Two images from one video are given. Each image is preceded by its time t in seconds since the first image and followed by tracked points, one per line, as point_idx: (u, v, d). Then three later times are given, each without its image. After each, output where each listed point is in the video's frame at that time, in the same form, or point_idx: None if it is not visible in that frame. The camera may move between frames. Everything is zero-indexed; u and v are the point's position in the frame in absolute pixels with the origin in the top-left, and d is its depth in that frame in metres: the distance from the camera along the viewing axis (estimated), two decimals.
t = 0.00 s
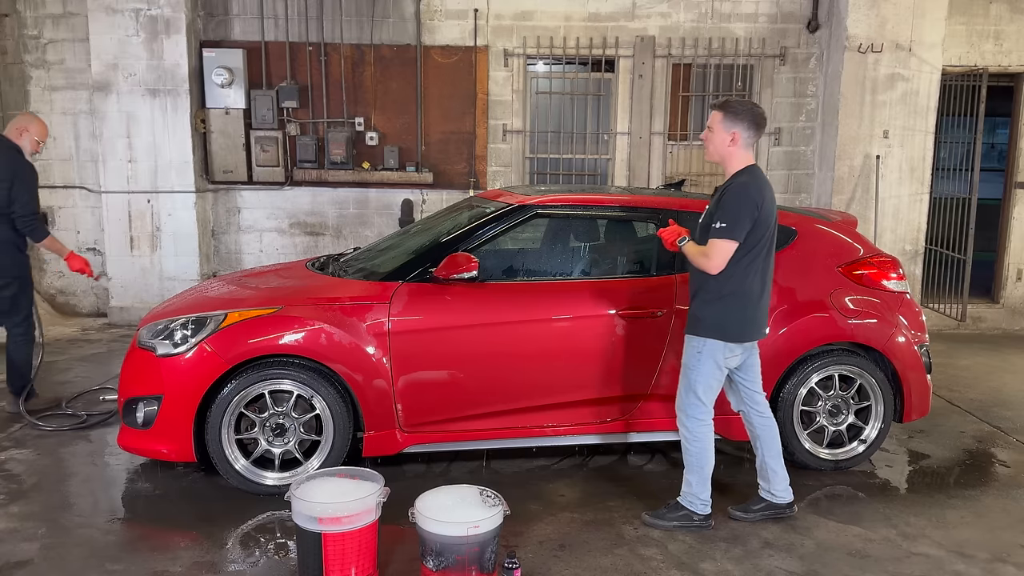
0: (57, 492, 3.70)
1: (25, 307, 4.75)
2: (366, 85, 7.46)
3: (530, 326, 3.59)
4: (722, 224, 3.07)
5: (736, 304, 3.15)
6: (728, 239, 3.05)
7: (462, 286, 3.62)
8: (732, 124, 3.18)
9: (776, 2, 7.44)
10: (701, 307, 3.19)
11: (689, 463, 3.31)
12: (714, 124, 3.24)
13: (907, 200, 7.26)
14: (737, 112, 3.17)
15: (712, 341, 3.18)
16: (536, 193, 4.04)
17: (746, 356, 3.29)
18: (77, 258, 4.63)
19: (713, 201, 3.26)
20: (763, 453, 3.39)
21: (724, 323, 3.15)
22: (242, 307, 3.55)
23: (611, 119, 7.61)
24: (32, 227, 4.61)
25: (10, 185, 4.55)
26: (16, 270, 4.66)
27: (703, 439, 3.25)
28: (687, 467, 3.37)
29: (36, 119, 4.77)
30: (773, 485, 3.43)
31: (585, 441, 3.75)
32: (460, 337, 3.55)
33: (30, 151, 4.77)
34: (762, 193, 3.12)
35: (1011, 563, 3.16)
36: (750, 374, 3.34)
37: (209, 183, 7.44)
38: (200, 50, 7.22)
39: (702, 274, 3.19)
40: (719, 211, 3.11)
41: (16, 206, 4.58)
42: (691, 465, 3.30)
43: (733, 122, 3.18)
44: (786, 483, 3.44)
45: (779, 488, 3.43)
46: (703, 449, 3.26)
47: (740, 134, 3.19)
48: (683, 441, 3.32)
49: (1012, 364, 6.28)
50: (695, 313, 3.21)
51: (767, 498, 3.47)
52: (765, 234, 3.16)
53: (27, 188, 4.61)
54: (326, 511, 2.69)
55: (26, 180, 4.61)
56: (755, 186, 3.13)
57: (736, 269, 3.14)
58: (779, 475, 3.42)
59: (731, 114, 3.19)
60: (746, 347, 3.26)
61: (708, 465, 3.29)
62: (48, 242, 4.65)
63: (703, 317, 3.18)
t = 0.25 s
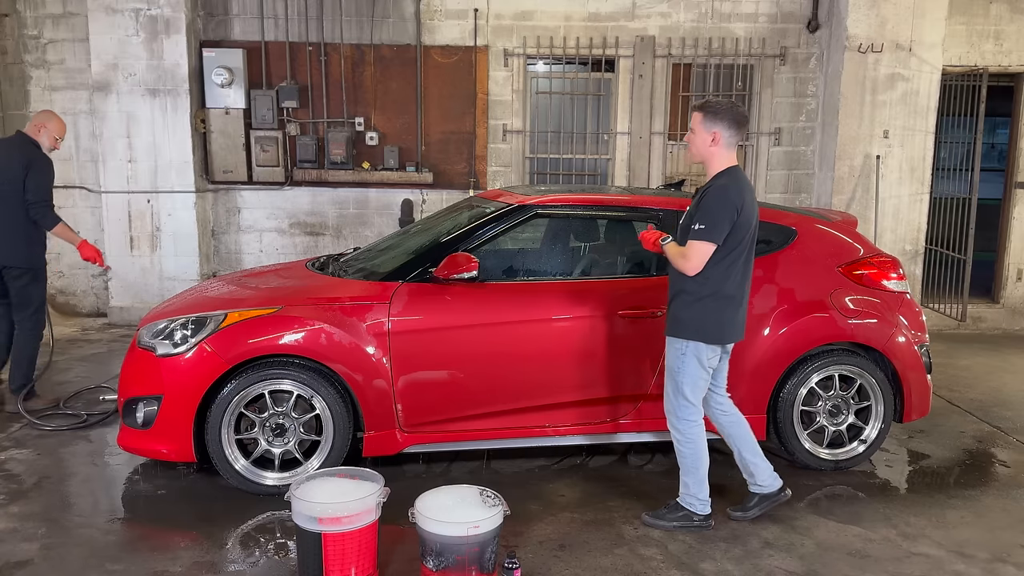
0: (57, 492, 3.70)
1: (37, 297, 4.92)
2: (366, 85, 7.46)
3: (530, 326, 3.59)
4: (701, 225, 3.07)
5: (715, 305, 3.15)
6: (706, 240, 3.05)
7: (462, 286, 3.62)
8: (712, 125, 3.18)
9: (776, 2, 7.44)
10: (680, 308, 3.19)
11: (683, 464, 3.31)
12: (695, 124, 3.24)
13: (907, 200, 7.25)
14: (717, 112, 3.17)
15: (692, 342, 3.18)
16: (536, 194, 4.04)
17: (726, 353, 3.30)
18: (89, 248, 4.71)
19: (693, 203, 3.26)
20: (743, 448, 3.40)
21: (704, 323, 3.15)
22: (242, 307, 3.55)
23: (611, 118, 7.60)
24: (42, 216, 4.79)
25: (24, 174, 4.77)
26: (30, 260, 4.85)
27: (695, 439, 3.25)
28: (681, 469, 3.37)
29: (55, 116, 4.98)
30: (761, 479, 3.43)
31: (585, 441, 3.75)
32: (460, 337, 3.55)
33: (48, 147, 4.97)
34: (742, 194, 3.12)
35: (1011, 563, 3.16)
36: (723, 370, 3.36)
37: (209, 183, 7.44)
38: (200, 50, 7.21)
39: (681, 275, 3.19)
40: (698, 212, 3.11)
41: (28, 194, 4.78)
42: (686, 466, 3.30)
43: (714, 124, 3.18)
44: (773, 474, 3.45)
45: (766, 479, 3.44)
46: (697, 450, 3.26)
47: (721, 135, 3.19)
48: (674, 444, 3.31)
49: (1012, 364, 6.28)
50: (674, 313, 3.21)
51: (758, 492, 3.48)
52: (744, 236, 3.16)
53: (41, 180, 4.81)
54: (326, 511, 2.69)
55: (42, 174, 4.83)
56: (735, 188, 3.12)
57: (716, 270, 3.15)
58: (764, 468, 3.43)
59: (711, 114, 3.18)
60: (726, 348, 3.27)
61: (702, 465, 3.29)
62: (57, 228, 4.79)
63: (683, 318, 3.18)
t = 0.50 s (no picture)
0: (57, 492, 3.70)
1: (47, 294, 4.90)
2: (366, 85, 7.46)
3: (530, 326, 3.59)
4: (697, 226, 3.07)
5: (710, 306, 3.15)
6: (703, 242, 3.05)
7: (462, 286, 3.62)
8: (708, 127, 3.18)
9: (776, 2, 7.44)
10: (674, 309, 3.19)
11: (681, 464, 3.32)
12: (689, 125, 3.24)
13: (907, 200, 7.25)
14: (711, 113, 3.17)
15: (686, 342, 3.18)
16: (536, 194, 4.04)
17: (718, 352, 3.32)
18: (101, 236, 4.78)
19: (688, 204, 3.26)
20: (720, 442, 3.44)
21: (698, 325, 3.15)
22: (242, 307, 3.55)
23: (611, 118, 7.61)
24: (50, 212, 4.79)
25: (27, 173, 4.75)
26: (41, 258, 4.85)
27: (692, 438, 3.26)
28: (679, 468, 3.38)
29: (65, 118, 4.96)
30: (737, 472, 3.49)
31: (585, 441, 3.75)
32: (460, 337, 3.55)
33: (58, 148, 4.96)
34: (737, 197, 3.12)
35: (1011, 563, 3.16)
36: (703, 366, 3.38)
37: (209, 183, 7.44)
38: (200, 50, 7.21)
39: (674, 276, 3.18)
40: (695, 213, 3.10)
41: (32, 192, 4.76)
42: (684, 466, 3.31)
43: (710, 126, 3.18)
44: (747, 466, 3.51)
45: (743, 472, 3.49)
46: (694, 449, 3.27)
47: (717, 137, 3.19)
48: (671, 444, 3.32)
49: (1012, 365, 6.28)
50: (667, 314, 3.21)
51: (735, 485, 3.52)
52: (739, 238, 3.16)
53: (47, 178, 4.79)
54: (326, 511, 2.69)
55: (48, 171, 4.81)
56: (730, 189, 3.13)
57: (710, 271, 3.15)
58: (739, 460, 3.48)
59: (706, 115, 3.19)
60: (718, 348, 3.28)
61: (699, 464, 3.30)
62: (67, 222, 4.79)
63: (677, 319, 3.17)
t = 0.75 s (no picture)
0: (57, 492, 3.70)
1: (68, 288, 5.17)
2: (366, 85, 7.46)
3: (530, 326, 3.58)
4: (714, 224, 3.06)
5: (723, 303, 3.16)
6: (720, 240, 3.04)
7: (462, 286, 3.62)
8: (720, 125, 3.18)
9: (776, 2, 7.43)
10: (686, 305, 3.18)
11: (683, 462, 3.32)
12: (700, 122, 3.24)
13: (907, 200, 7.25)
14: (721, 110, 3.17)
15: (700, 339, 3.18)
16: (536, 193, 4.04)
17: (726, 350, 3.33)
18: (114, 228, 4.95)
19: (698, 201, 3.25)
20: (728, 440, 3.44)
21: (711, 322, 3.15)
22: (242, 307, 3.55)
23: (611, 118, 7.60)
24: (61, 211, 4.99)
25: (34, 173, 4.95)
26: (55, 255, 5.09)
27: (696, 436, 3.27)
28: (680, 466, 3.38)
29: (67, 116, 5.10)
30: (742, 473, 3.49)
31: (586, 441, 3.75)
32: (460, 337, 3.55)
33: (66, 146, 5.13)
34: (750, 194, 3.13)
35: (1011, 563, 3.16)
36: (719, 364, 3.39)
37: (209, 183, 7.44)
38: (200, 50, 7.21)
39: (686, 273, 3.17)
40: (710, 211, 3.09)
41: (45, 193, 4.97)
42: (686, 463, 3.31)
43: (722, 123, 3.17)
44: (753, 468, 3.51)
45: (747, 474, 3.50)
46: (697, 447, 3.27)
47: (728, 134, 3.19)
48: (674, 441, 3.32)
49: (1012, 364, 6.28)
50: (678, 311, 3.20)
51: (739, 485, 3.53)
52: (750, 235, 3.17)
53: (56, 178, 4.98)
54: (326, 511, 2.69)
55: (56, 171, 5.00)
56: (744, 187, 3.14)
57: (723, 269, 3.15)
58: (745, 462, 3.48)
59: (718, 112, 3.18)
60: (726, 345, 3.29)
61: (702, 462, 3.30)
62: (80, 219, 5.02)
63: (688, 316, 3.17)
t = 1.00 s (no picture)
0: (56, 493, 3.70)
1: (84, 280, 5.36)
2: (366, 85, 7.46)
3: (530, 326, 3.58)
4: (733, 223, 3.06)
5: (741, 302, 3.16)
6: (739, 239, 3.05)
7: (462, 286, 3.62)
8: (735, 124, 3.18)
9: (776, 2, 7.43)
10: (705, 305, 3.17)
11: (696, 461, 3.32)
12: (714, 121, 3.24)
13: (907, 200, 7.25)
14: (735, 109, 3.18)
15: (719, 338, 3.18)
16: (536, 193, 4.04)
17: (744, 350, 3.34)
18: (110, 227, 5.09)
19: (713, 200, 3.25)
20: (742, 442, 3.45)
21: (729, 321, 3.15)
22: (242, 307, 3.55)
23: (611, 118, 7.60)
24: (61, 207, 5.16)
25: (42, 168, 5.17)
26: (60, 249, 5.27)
27: (714, 438, 3.27)
28: (691, 466, 3.37)
29: (72, 111, 5.29)
30: (749, 477, 3.51)
31: (586, 441, 3.75)
32: (460, 337, 3.55)
33: (78, 139, 5.33)
34: (766, 193, 3.14)
35: (1011, 563, 3.16)
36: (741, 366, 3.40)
37: (209, 183, 7.44)
38: (200, 50, 7.21)
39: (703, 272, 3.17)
40: (727, 210, 3.10)
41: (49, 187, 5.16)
42: (699, 463, 3.31)
43: (737, 122, 3.18)
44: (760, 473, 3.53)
45: (755, 480, 3.51)
46: (714, 448, 3.27)
47: (742, 133, 3.19)
48: (691, 440, 3.31)
49: (1012, 364, 6.28)
50: (696, 310, 3.19)
51: (743, 489, 3.54)
52: (765, 233, 3.18)
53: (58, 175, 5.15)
54: (326, 511, 2.69)
55: (60, 168, 5.17)
56: (761, 186, 3.14)
57: (741, 267, 3.15)
58: (755, 466, 3.50)
59: (732, 111, 3.19)
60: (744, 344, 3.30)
61: (717, 465, 3.31)
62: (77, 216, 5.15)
63: (707, 315, 3.16)
